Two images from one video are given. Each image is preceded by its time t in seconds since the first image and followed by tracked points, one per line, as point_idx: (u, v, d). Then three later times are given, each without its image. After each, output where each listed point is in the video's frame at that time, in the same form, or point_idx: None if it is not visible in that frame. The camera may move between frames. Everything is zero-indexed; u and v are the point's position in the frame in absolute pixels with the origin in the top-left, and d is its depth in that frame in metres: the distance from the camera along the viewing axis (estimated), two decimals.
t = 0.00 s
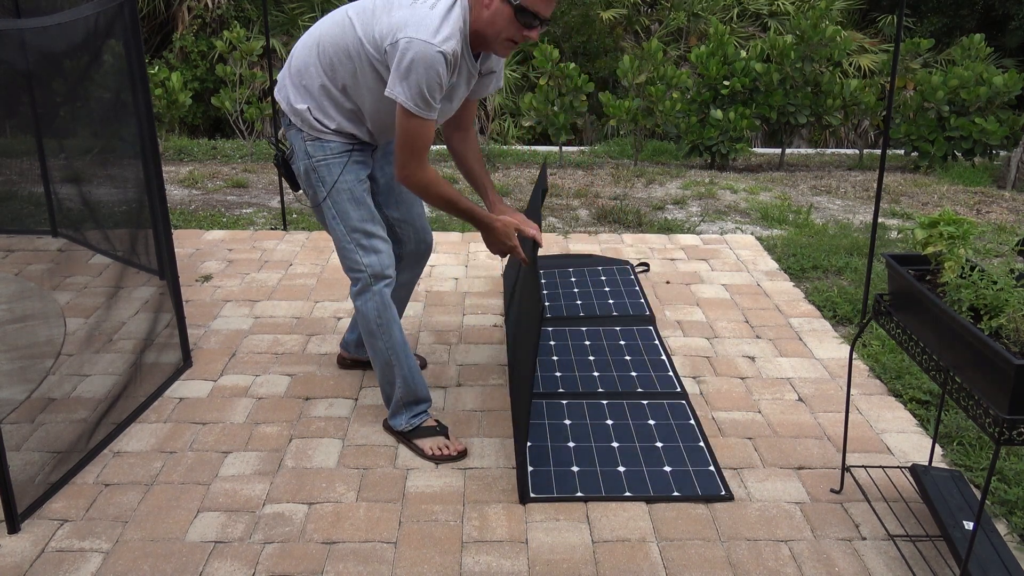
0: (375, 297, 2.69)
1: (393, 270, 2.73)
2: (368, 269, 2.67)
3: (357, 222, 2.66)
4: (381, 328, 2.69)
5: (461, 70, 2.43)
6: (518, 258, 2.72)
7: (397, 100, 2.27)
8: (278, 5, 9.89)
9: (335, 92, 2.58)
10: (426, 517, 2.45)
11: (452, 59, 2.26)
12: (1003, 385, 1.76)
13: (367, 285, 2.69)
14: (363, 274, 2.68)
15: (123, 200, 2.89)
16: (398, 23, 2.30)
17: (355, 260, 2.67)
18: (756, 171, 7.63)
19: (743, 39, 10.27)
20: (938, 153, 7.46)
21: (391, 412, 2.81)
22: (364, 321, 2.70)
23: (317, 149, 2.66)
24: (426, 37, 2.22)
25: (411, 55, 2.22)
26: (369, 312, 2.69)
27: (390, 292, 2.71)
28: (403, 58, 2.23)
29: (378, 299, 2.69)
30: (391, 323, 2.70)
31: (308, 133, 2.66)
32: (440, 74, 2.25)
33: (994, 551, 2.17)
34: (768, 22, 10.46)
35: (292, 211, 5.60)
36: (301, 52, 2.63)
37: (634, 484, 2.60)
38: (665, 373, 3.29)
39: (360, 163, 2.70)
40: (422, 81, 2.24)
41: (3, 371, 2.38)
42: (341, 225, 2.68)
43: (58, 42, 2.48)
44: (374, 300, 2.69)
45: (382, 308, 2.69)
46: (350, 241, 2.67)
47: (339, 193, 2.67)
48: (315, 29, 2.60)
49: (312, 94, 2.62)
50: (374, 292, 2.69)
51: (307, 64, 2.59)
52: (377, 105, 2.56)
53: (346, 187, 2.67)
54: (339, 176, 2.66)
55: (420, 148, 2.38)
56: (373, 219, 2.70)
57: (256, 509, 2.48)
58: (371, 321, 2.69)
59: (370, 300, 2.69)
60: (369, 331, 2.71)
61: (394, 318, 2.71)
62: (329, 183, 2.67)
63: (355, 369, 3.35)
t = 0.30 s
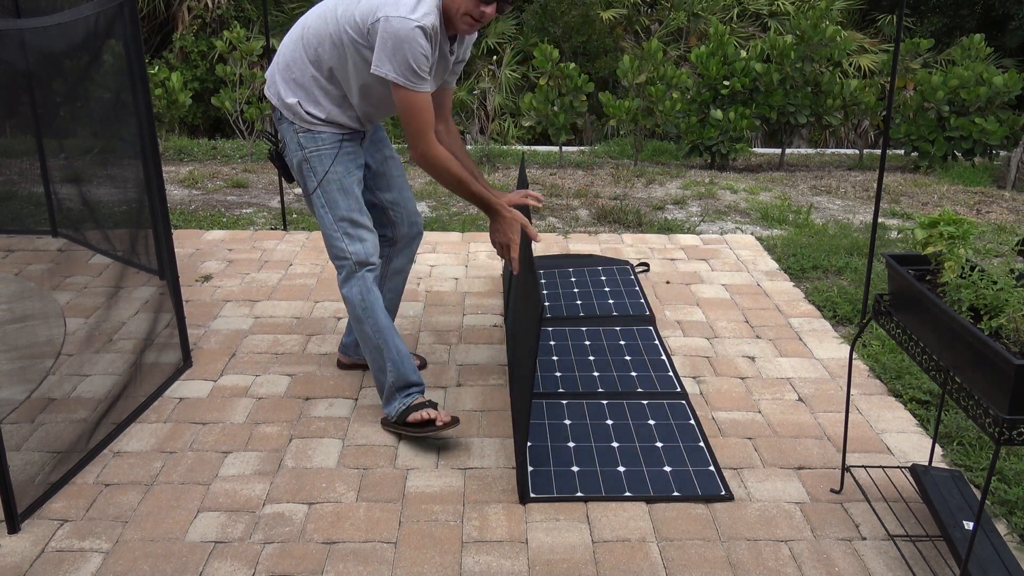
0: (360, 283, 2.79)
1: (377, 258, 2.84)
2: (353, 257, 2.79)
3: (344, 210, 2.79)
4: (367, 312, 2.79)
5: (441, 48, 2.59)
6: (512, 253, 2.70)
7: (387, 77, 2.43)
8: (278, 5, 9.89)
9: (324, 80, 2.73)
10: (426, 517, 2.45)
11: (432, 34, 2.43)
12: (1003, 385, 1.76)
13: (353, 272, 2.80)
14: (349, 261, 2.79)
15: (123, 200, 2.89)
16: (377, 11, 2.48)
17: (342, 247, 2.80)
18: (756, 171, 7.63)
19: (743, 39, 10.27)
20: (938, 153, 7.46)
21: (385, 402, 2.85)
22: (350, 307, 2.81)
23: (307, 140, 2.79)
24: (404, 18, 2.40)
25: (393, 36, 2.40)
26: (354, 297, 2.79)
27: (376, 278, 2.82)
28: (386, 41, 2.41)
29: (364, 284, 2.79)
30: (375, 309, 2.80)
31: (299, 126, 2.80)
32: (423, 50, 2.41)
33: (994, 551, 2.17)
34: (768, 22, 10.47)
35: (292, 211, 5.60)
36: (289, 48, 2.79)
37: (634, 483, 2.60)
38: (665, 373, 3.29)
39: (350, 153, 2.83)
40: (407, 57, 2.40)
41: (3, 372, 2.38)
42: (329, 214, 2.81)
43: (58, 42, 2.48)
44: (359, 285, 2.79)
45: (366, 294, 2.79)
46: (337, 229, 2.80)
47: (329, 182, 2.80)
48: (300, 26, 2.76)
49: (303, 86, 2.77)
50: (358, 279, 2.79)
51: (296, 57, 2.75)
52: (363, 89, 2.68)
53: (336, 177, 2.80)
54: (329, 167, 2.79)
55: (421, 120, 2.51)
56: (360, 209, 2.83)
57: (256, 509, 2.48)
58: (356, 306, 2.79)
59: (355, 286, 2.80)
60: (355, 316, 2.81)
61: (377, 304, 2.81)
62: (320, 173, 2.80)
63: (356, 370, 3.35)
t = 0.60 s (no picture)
0: (335, 263, 2.93)
1: (356, 239, 2.96)
2: (332, 236, 2.89)
3: (323, 190, 2.88)
4: (334, 288, 2.97)
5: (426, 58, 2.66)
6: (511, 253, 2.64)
7: (380, 78, 2.49)
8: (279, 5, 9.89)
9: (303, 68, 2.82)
10: (426, 517, 2.45)
11: (419, 41, 2.50)
12: (1003, 386, 1.76)
13: (330, 251, 2.91)
14: (325, 239, 2.90)
15: (123, 200, 2.89)
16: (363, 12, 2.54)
17: (320, 225, 2.89)
18: (756, 171, 7.63)
19: (743, 39, 10.27)
20: (938, 153, 7.46)
21: (314, 355, 3.14)
22: (321, 283, 2.96)
23: (287, 121, 2.87)
24: (393, 21, 2.46)
25: (385, 38, 2.46)
26: (326, 275, 2.94)
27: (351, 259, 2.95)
28: (376, 43, 2.47)
29: (338, 263, 2.93)
30: (344, 287, 2.98)
31: (279, 106, 2.88)
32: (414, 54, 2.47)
33: (994, 551, 2.17)
34: (768, 22, 10.47)
35: (292, 211, 5.60)
36: (273, 30, 2.88)
37: (634, 483, 2.59)
38: (665, 373, 3.28)
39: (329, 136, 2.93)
40: (399, 60, 2.46)
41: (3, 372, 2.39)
42: (309, 192, 2.89)
43: (59, 42, 2.48)
44: (333, 265, 2.93)
45: (339, 272, 2.94)
46: (317, 207, 2.89)
47: (309, 163, 2.89)
48: (287, 11, 2.85)
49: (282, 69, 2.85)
50: (334, 258, 2.92)
51: (280, 42, 2.84)
52: (340, 80, 2.79)
53: (316, 158, 2.89)
54: (309, 148, 2.88)
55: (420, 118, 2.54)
56: (342, 190, 2.93)
57: (256, 509, 2.48)
58: (326, 282, 2.96)
59: (331, 264, 2.93)
60: (326, 293, 2.97)
61: (347, 282, 2.98)
62: (300, 154, 2.89)
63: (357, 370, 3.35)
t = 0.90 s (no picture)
0: (303, 261, 3.04)
1: (324, 239, 3.07)
2: (300, 234, 3.01)
3: (294, 193, 2.97)
4: (302, 285, 3.08)
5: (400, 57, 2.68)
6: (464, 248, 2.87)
7: (344, 78, 2.52)
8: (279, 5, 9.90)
9: (282, 62, 2.84)
10: (426, 517, 2.45)
11: (389, 42, 2.52)
12: (1003, 385, 1.76)
13: (297, 249, 3.02)
14: (292, 240, 3.01)
15: (123, 200, 2.90)
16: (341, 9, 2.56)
17: (289, 226, 3.00)
18: (756, 171, 7.63)
19: (743, 39, 10.27)
20: (938, 153, 7.46)
21: (284, 346, 3.25)
22: (288, 278, 3.07)
23: (266, 122, 2.91)
24: (366, 21, 2.48)
25: (353, 38, 2.48)
26: (293, 271, 3.05)
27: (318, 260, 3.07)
28: (345, 41, 2.49)
29: (305, 263, 3.04)
30: (311, 283, 3.09)
31: (259, 104, 2.91)
32: (380, 58, 2.50)
33: (994, 551, 2.17)
34: (768, 22, 10.47)
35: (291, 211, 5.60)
36: (255, 26, 2.89)
37: (634, 483, 2.59)
38: (665, 373, 3.28)
39: (306, 137, 2.97)
40: (365, 62, 2.49)
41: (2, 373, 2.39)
42: (281, 193, 2.97)
43: (59, 42, 2.49)
44: (299, 264, 3.04)
45: (307, 270, 3.05)
46: (287, 208, 2.98)
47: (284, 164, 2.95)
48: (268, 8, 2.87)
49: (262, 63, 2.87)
50: (302, 256, 3.03)
51: (260, 35, 2.86)
52: (322, 78, 2.83)
53: (291, 161, 2.95)
54: (285, 152, 2.94)
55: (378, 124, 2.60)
56: (313, 193, 3.01)
57: (256, 509, 2.48)
58: (294, 278, 3.07)
59: (298, 262, 3.04)
60: (294, 288, 3.08)
61: (315, 280, 3.10)
62: (275, 155, 2.94)
63: (356, 370, 3.35)
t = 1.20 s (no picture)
0: (284, 265, 3.08)
1: (303, 242, 3.11)
2: (279, 239, 3.05)
3: (271, 199, 3.01)
4: (286, 290, 3.12)
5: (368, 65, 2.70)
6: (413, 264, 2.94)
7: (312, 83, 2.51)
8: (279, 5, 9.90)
9: (255, 68, 2.87)
10: (426, 517, 2.45)
11: (358, 47, 2.53)
12: (1003, 385, 1.76)
13: (276, 254, 3.07)
14: (271, 245, 3.06)
15: (123, 200, 2.91)
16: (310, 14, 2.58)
17: (267, 231, 3.04)
18: (756, 171, 7.63)
19: (743, 39, 10.27)
20: (938, 153, 7.46)
21: (280, 349, 3.27)
22: (271, 283, 3.11)
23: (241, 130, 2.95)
24: (334, 26, 2.50)
25: (322, 44, 2.49)
26: (276, 277, 3.10)
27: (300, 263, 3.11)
28: (313, 48, 2.50)
29: (286, 268, 3.08)
30: (296, 288, 3.13)
31: (234, 111, 2.95)
32: (347, 64, 2.51)
33: (994, 551, 2.17)
34: (768, 22, 10.47)
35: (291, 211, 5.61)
36: (228, 31, 2.92)
37: (634, 483, 2.60)
38: (665, 373, 3.29)
39: (283, 142, 3.01)
40: (332, 70, 2.49)
41: (2, 372, 2.39)
42: (259, 199, 3.01)
43: (59, 42, 2.49)
44: (280, 268, 3.08)
45: (289, 274, 3.09)
46: (265, 214, 3.03)
47: (261, 170, 2.99)
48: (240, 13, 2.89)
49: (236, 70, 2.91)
50: (282, 261, 3.07)
51: (232, 41, 2.89)
52: (293, 83, 2.85)
53: (267, 166, 2.99)
54: (261, 158, 2.98)
55: (344, 133, 2.61)
56: (290, 198, 3.05)
57: (256, 509, 2.48)
58: (278, 283, 3.11)
59: (279, 267, 3.08)
60: (279, 293, 3.12)
61: (299, 284, 3.13)
62: (252, 161, 2.98)
63: (355, 370, 3.36)
